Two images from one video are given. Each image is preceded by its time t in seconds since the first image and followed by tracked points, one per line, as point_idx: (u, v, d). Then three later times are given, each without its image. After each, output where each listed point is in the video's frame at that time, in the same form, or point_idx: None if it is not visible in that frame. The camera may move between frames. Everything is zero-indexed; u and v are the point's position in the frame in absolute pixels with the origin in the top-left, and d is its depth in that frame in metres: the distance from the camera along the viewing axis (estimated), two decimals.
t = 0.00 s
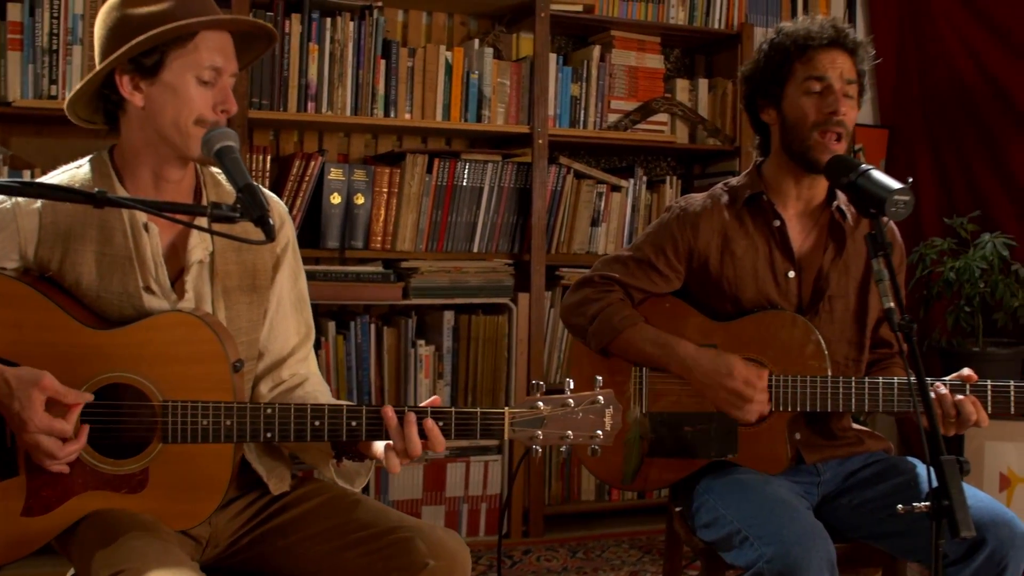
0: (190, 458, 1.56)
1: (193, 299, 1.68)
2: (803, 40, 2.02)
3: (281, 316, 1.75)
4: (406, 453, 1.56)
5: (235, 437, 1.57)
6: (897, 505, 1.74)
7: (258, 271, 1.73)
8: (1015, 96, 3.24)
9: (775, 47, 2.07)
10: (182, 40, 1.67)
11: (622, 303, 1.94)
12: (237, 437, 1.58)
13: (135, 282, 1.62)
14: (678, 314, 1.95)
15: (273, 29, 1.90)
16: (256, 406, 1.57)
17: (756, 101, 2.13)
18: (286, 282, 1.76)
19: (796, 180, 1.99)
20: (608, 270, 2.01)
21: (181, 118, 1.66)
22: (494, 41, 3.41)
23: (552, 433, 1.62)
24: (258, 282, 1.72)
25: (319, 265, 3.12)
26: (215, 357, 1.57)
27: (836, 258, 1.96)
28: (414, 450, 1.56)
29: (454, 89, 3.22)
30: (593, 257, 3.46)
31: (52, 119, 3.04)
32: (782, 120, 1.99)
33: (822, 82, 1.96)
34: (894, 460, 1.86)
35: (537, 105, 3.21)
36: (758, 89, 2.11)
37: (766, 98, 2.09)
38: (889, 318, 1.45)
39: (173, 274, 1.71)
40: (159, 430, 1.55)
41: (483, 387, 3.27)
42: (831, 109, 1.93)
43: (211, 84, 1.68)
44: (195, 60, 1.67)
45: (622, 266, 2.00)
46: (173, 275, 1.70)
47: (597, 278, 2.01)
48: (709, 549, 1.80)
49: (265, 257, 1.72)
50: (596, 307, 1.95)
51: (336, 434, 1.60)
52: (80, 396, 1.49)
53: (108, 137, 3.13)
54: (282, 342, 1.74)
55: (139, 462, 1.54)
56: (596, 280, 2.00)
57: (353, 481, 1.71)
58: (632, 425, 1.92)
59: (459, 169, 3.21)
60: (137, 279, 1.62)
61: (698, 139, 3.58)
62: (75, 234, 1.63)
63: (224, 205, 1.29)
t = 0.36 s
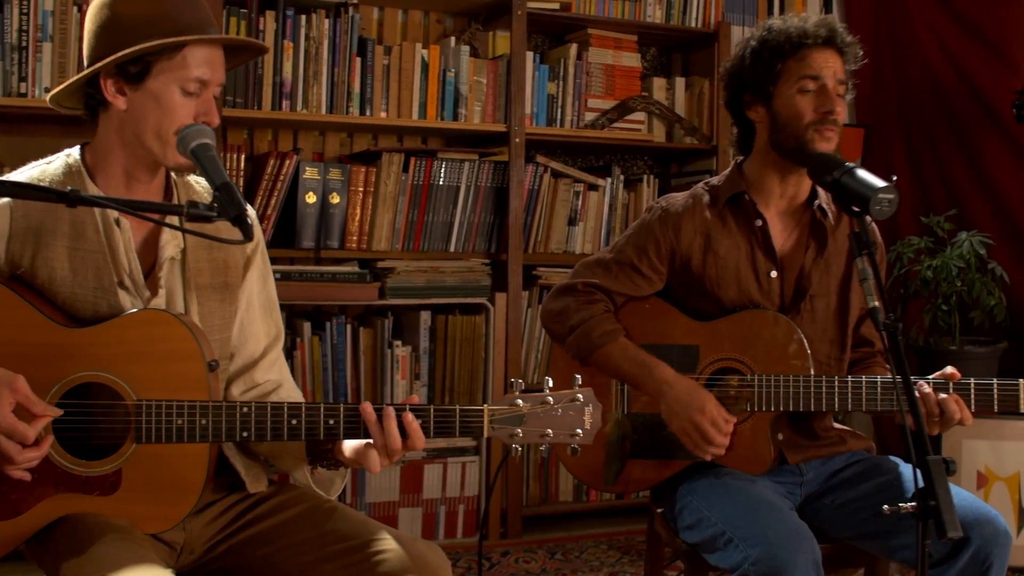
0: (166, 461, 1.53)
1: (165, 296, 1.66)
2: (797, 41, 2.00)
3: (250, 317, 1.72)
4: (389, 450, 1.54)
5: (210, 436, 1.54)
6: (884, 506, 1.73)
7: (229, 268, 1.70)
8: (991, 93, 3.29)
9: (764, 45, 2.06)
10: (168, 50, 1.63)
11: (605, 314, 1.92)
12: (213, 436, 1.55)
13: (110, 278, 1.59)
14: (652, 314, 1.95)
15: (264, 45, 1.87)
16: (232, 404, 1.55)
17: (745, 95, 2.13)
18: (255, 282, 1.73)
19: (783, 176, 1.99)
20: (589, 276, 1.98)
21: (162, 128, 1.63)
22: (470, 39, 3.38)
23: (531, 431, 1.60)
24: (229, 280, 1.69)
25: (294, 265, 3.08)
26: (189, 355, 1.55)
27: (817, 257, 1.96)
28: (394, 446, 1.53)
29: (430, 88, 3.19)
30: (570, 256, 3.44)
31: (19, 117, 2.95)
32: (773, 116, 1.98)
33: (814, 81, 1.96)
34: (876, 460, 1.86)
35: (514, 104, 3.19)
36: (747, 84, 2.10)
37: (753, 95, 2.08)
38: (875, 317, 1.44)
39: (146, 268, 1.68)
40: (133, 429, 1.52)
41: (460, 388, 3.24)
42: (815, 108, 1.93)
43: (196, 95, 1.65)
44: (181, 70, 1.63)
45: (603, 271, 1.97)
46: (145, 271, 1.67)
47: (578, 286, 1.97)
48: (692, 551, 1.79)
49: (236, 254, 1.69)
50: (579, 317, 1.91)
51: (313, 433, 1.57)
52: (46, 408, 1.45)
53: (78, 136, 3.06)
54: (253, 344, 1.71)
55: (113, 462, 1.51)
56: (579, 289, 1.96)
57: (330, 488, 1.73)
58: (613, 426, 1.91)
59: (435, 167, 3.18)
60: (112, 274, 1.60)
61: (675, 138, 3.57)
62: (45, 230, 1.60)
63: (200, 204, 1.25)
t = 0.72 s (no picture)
0: (142, 466, 1.51)
1: (151, 305, 1.65)
2: (775, 36, 2.01)
3: (238, 332, 1.70)
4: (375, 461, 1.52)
5: (191, 443, 1.51)
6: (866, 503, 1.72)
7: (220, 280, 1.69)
8: (965, 90, 3.33)
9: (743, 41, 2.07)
10: (171, 38, 1.65)
11: (582, 314, 1.91)
12: (193, 444, 1.51)
13: (88, 289, 1.58)
14: (631, 313, 1.94)
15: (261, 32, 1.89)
16: (214, 411, 1.52)
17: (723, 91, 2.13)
18: (245, 296, 1.72)
19: (762, 173, 1.98)
20: (567, 272, 1.96)
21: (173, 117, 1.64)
22: (445, 35, 3.35)
23: (517, 446, 1.58)
24: (219, 294, 1.68)
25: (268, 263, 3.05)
26: (172, 364, 1.52)
27: (798, 254, 1.95)
28: (379, 458, 1.51)
29: (404, 84, 3.16)
30: (546, 253, 3.42)
31: None
32: (754, 114, 1.97)
33: (790, 75, 1.96)
34: (856, 456, 1.86)
35: (490, 100, 3.17)
36: (727, 79, 2.10)
37: (732, 90, 2.08)
38: (856, 313, 1.42)
39: (129, 282, 1.67)
40: (111, 435, 1.50)
41: (436, 386, 3.22)
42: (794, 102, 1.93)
43: (201, 83, 1.66)
44: (184, 58, 1.65)
45: (581, 265, 1.96)
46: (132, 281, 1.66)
47: (557, 282, 1.96)
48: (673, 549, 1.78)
49: (228, 267, 1.68)
50: (557, 314, 1.91)
51: (296, 443, 1.54)
52: (27, 399, 1.44)
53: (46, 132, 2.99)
54: (240, 357, 1.69)
55: (88, 468, 1.49)
56: (557, 285, 1.95)
57: (312, 495, 1.71)
58: (594, 423, 1.89)
59: (410, 164, 3.16)
60: (91, 286, 1.58)
61: (650, 134, 3.57)
62: (30, 234, 1.59)
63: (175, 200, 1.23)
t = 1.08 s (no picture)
0: (114, 471, 1.47)
1: (125, 302, 1.61)
2: (757, 32, 2.00)
3: (211, 330, 1.67)
4: (353, 471, 1.48)
5: (164, 448, 1.48)
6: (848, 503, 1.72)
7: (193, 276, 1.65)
8: (936, 88, 3.37)
9: (722, 40, 2.06)
10: (151, 35, 1.61)
11: (562, 306, 1.89)
12: (167, 449, 1.48)
13: (68, 278, 1.55)
14: (611, 311, 1.93)
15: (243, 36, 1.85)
16: (189, 416, 1.48)
17: (704, 89, 2.12)
18: (219, 295, 1.69)
19: (735, 170, 1.97)
20: (545, 269, 1.94)
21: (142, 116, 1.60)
22: (417, 33, 3.33)
23: (499, 456, 1.55)
24: (192, 290, 1.64)
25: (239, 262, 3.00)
26: (148, 362, 1.49)
27: (777, 254, 1.95)
28: (359, 465, 1.47)
29: (377, 81, 3.13)
30: (519, 252, 3.41)
31: None
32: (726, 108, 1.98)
33: (771, 72, 1.96)
34: (835, 455, 1.85)
35: (463, 98, 3.14)
36: (707, 77, 2.10)
37: (712, 87, 2.07)
38: (837, 311, 1.42)
39: (107, 272, 1.64)
40: (85, 438, 1.47)
41: (410, 386, 3.19)
42: (776, 101, 1.92)
43: (176, 83, 1.62)
44: (161, 56, 1.61)
45: (559, 264, 1.94)
46: (106, 276, 1.63)
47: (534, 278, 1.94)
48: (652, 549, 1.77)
49: (202, 263, 1.65)
50: (536, 310, 1.88)
51: (273, 450, 1.49)
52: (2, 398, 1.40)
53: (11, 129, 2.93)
54: (213, 357, 1.66)
55: (60, 473, 1.46)
56: (535, 281, 1.93)
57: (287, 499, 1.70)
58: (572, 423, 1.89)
59: (383, 163, 3.13)
60: (70, 277, 1.56)
61: (624, 133, 3.56)
62: (3, 226, 1.57)
63: (146, 199, 1.19)
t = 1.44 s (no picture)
0: (83, 480, 1.43)
1: (95, 306, 1.57)
2: (736, 34, 1.98)
3: (179, 336, 1.63)
4: (330, 479, 1.43)
5: (136, 457, 1.44)
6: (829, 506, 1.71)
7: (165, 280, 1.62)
8: (910, 92, 3.43)
9: (700, 41, 2.05)
10: (147, 45, 1.57)
11: (539, 304, 1.88)
12: (138, 457, 1.44)
13: (36, 281, 1.51)
14: (589, 313, 1.91)
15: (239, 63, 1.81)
16: (161, 423, 1.44)
17: (683, 90, 2.11)
18: (188, 299, 1.66)
19: (718, 175, 1.96)
20: (522, 269, 1.94)
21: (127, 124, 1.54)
22: (390, 33, 3.30)
23: (478, 467, 1.52)
24: (163, 295, 1.61)
25: (209, 264, 2.96)
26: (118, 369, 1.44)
27: (756, 256, 1.95)
28: (337, 468, 1.43)
29: (349, 81, 3.09)
30: (493, 254, 3.38)
31: None
32: (706, 112, 1.96)
33: (751, 74, 1.94)
34: (814, 457, 1.85)
35: (437, 98, 3.12)
36: (686, 77, 2.09)
37: (692, 89, 2.06)
38: (819, 312, 1.41)
39: (77, 276, 1.60)
40: (52, 446, 1.43)
41: (383, 389, 3.15)
42: (757, 104, 1.91)
43: (166, 97, 1.57)
44: (153, 68, 1.56)
45: (537, 264, 1.94)
46: (76, 279, 1.59)
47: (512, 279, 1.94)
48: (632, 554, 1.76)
49: (173, 268, 1.61)
50: (511, 309, 1.88)
51: (247, 459, 1.46)
52: None
53: None
54: (180, 365, 1.62)
55: (27, 481, 1.42)
56: (512, 281, 1.93)
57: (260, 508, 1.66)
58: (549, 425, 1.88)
59: (356, 164, 3.09)
60: (39, 280, 1.51)
61: (598, 134, 3.55)
62: None
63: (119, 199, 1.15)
